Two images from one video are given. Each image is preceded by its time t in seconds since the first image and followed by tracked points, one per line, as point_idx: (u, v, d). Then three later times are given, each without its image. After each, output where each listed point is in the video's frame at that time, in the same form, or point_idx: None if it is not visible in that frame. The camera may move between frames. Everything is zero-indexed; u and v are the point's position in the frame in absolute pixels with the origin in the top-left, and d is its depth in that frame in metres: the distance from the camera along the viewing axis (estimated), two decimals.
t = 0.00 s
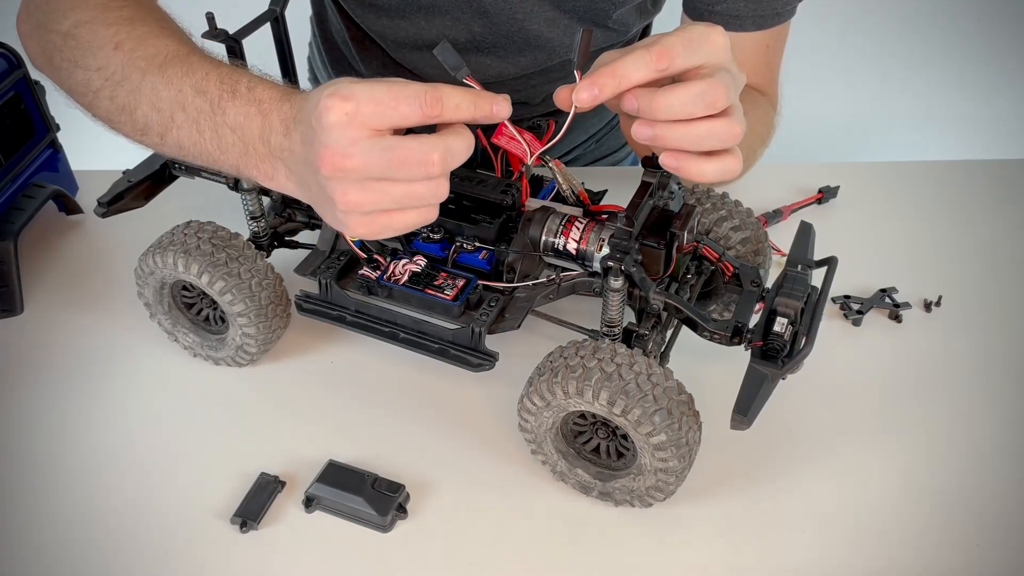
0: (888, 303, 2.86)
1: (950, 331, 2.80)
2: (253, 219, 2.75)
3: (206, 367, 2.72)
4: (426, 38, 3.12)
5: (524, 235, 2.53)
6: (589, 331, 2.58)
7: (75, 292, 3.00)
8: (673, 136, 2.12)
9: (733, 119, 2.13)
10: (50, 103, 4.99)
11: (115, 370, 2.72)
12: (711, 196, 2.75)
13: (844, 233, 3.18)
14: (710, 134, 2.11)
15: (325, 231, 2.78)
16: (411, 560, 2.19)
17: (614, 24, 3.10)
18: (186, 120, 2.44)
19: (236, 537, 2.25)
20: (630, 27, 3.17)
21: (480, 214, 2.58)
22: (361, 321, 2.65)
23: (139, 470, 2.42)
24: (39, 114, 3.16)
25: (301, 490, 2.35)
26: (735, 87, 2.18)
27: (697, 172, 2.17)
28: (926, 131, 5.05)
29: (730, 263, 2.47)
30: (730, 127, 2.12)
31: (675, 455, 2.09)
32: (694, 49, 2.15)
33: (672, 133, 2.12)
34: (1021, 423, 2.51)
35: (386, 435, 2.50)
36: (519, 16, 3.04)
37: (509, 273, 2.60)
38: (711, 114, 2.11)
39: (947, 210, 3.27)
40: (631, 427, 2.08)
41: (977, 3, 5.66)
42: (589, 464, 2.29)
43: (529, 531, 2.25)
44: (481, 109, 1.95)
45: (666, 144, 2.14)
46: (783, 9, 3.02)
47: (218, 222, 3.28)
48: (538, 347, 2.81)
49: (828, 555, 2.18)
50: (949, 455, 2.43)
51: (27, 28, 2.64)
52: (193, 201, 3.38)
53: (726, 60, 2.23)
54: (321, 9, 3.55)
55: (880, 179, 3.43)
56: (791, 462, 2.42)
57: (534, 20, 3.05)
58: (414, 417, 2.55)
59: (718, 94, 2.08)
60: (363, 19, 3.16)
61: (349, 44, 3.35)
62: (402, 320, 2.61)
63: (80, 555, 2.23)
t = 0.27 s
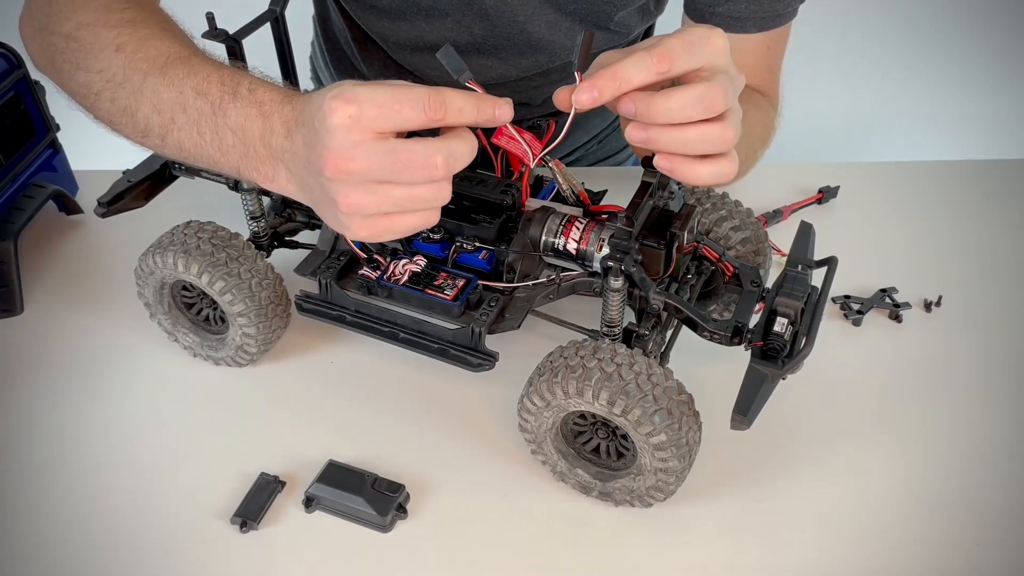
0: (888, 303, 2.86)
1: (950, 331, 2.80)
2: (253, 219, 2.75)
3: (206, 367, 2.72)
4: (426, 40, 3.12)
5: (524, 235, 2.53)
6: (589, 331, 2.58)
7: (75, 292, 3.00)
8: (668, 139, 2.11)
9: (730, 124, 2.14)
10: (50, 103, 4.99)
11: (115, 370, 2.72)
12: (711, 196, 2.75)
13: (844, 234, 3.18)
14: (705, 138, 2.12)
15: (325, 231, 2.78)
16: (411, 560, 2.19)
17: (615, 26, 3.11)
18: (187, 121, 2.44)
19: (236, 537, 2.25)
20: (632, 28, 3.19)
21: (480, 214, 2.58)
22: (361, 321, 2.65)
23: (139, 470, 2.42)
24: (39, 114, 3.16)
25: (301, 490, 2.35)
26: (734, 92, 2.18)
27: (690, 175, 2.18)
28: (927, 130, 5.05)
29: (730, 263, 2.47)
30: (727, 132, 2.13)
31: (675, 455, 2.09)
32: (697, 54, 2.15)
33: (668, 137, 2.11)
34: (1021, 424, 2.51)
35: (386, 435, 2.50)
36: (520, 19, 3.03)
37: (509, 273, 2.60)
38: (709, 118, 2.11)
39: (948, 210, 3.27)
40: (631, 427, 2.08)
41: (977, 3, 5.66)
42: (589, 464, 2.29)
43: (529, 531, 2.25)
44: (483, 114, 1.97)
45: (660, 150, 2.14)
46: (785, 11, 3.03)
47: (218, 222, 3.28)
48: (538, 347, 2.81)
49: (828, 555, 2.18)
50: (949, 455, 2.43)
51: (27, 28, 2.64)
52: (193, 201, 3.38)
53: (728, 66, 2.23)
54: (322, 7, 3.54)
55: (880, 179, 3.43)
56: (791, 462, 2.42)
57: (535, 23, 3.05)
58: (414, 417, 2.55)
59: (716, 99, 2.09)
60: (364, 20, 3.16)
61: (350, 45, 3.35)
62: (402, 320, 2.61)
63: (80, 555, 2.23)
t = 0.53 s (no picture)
0: (888, 303, 2.86)
1: (950, 331, 2.80)
2: (253, 219, 2.75)
3: (206, 367, 2.72)
4: (424, 34, 3.12)
5: (524, 235, 2.53)
6: (590, 331, 2.58)
7: (75, 293, 3.00)
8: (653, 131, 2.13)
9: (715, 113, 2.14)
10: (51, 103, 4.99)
11: (115, 370, 2.72)
12: (711, 195, 2.75)
13: (843, 233, 3.18)
14: (687, 129, 2.13)
15: (325, 231, 2.78)
16: (410, 560, 2.19)
17: (612, 20, 3.11)
18: (189, 115, 2.44)
19: (236, 537, 2.25)
20: (629, 22, 3.17)
21: (479, 214, 2.59)
22: (361, 321, 2.65)
23: (139, 470, 2.42)
24: (39, 114, 3.16)
25: (301, 490, 2.35)
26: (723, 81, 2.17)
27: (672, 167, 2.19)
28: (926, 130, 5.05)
29: (730, 263, 2.47)
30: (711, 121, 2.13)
31: (675, 455, 2.09)
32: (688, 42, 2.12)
33: (652, 129, 2.12)
34: (1021, 424, 2.51)
35: (386, 435, 2.50)
36: (518, 14, 3.03)
37: (509, 273, 2.60)
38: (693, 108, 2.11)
39: (948, 210, 3.27)
40: (631, 427, 2.08)
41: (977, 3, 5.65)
42: (589, 464, 2.29)
43: (529, 531, 2.25)
44: (498, 112, 1.95)
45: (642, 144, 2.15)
46: (782, 8, 2.98)
47: (218, 222, 3.28)
48: (538, 346, 2.81)
49: (828, 555, 2.18)
50: (949, 454, 2.43)
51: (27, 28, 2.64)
52: (193, 201, 3.38)
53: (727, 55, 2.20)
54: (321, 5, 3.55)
55: (880, 179, 3.43)
56: (791, 462, 2.42)
57: (533, 17, 3.05)
58: (415, 417, 2.55)
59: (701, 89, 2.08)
60: (360, 14, 3.15)
61: (346, 39, 3.35)
62: (402, 320, 2.61)
63: (80, 555, 2.23)
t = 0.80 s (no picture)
0: (888, 303, 2.86)
1: (950, 331, 2.80)
2: (253, 219, 2.75)
3: (206, 367, 2.72)
4: (426, 32, 3.12)
5: (524, 235, 2.53)
6: (590, 331, 2.58)
7: (75, 293, 3.00)
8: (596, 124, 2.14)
9: (661, 106, 2.13)
10: (51, 102, 4.99)
11: (115, 370, 2.72)
12: (711, 195, 2.74)
13: (843, 233, 3.18)
14: (625, 127, 2.13)
15: (325, 231, 2.78)
16: (410, 560, 2.19)
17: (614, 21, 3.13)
18: (188, 102, 2.43)
19: (236, 537, 2.25)
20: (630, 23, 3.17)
21: (479, 214, 2.60)
22: (361, 321, 2.65)
23: (139, 470, 2.42)
24: (40, 114, 3.16)
25: (301, 490, 2.35)
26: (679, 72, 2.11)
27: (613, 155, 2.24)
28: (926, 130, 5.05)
29: (730, 263, 2.47)
30: (655, 115, 2.13)
31: (675, 456, 2.09)
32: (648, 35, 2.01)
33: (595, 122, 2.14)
34: (1021, 424, 2.51)
35: (386, 435, 2.50)
36: (519, 14, 3.04)
37: (509, 273, 2.59)
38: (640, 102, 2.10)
39: (948, 210, 3.27)
40: (631, 427, 2.08)
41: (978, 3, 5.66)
42: (589, 464, 2.29)
43: (528, 531, 2.25)
44: (508, 108, 2.01)
45: (586, 141, 2.17)
46: (785, 11, 3.05)
47: (218, 222, 3.28)
48: (538, 347, 2.81)
49: (828, 555, 2.18)
50: (949, 455, 2.43)
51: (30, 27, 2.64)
52: (193, 201, 3.38)
53: (698, 38, 2.07)
54: (322, 4, 3.55)
55: (880, 179, 3.43)
56: (791, 462, 2.42)
57: (535, 18, 3.06)
58: (415, 417, 2.55)
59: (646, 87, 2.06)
60: (362, 11, 3.15)
61: (346, 36, 3.35)
62: (402, 320, 2.61)
63: (80, 555, 2.23)
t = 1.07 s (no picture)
0: (888, 303, 2.86)
1: (950, 331, 2.80)
2: (253, 219, 2.75)
3: (206, 367, 2.72)
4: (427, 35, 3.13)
5: (524, 235, 2.54)
6: (590, 331, 2.58)
7: (75, 293, 3.00)
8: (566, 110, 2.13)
9: (629, 97, 2.09)
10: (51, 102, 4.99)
11: (115, 370, 2.72)
12: (711, 196, 2.74)
13: (843, 233, 3.18)
14: (590, 121, 2.12)
15: (325, 232, 2.78)
16: (410, 560, 2.19)
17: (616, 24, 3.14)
18: (187, 101, 2.42)
19: (236, 537, 2.25)
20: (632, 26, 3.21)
21: (479, 214, 2.62)
22: (361, 321, 2.65)
23: (139, 470, 2.42)
24: (40, 114, 3.16)
25: (301, 490, 2.35)
26: (653, 67, 2.08)
27: (579, 148, 2.22)
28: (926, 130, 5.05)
29: (730, 263, 2.47)
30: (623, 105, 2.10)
31: (675, 455, 2.09)
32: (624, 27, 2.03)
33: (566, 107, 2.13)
34: (1021, 423, 2.51)
35: (386, 435, 2.50)
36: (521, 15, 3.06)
37: (509, 273, 2.59)
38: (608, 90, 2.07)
39: (948, 210, 3.27)
40: (631, 427, 2.08)
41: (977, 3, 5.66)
42: (589, 464, 2.29)
43: (528, 531, 2.25)
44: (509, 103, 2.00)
45: (551, 134, 2.18)
46: (786, 14, 3.05)
47: (218, 223, 3.28)
48: (538, 347, 2.81)
49: (828, 555, 2.18)
50: (949, 454, 2.43)
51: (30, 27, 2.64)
52: (193, 201, 3.38)
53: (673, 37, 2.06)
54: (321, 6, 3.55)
55: (880, 179, 3.43)
56: (791, 462, 2.42)
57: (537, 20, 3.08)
58: (415, 417, 2.55)
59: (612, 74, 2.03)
60: (364, 14, 3.17)
61: (347, 39, 3.33)
62: (402, 320, 2.61)
63: (80, 555, 2.22)
